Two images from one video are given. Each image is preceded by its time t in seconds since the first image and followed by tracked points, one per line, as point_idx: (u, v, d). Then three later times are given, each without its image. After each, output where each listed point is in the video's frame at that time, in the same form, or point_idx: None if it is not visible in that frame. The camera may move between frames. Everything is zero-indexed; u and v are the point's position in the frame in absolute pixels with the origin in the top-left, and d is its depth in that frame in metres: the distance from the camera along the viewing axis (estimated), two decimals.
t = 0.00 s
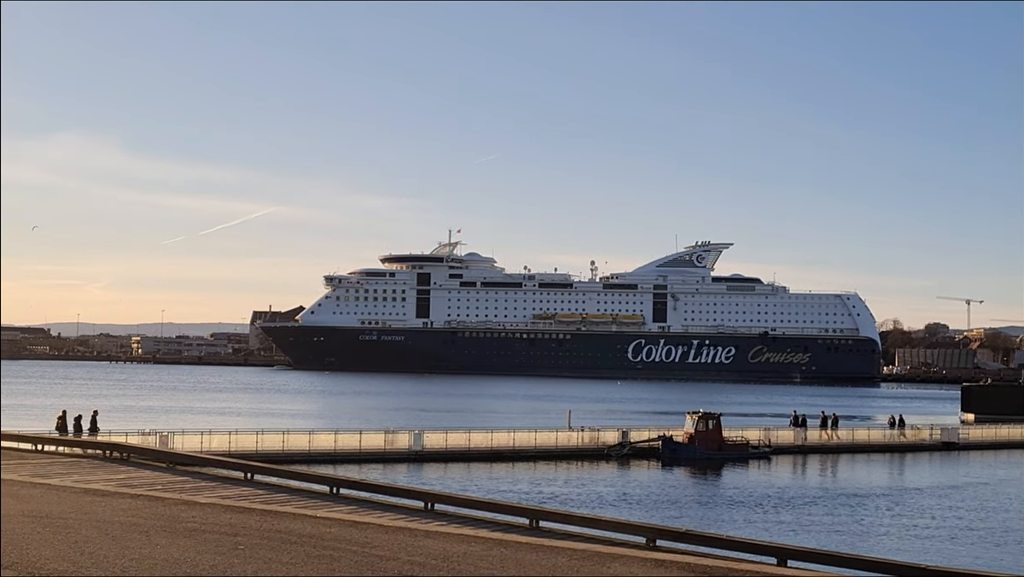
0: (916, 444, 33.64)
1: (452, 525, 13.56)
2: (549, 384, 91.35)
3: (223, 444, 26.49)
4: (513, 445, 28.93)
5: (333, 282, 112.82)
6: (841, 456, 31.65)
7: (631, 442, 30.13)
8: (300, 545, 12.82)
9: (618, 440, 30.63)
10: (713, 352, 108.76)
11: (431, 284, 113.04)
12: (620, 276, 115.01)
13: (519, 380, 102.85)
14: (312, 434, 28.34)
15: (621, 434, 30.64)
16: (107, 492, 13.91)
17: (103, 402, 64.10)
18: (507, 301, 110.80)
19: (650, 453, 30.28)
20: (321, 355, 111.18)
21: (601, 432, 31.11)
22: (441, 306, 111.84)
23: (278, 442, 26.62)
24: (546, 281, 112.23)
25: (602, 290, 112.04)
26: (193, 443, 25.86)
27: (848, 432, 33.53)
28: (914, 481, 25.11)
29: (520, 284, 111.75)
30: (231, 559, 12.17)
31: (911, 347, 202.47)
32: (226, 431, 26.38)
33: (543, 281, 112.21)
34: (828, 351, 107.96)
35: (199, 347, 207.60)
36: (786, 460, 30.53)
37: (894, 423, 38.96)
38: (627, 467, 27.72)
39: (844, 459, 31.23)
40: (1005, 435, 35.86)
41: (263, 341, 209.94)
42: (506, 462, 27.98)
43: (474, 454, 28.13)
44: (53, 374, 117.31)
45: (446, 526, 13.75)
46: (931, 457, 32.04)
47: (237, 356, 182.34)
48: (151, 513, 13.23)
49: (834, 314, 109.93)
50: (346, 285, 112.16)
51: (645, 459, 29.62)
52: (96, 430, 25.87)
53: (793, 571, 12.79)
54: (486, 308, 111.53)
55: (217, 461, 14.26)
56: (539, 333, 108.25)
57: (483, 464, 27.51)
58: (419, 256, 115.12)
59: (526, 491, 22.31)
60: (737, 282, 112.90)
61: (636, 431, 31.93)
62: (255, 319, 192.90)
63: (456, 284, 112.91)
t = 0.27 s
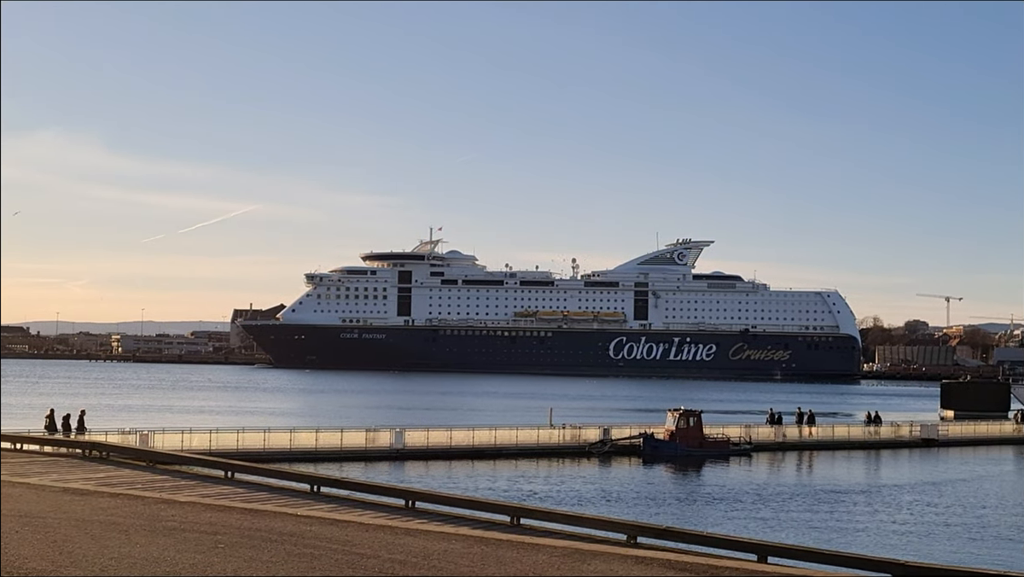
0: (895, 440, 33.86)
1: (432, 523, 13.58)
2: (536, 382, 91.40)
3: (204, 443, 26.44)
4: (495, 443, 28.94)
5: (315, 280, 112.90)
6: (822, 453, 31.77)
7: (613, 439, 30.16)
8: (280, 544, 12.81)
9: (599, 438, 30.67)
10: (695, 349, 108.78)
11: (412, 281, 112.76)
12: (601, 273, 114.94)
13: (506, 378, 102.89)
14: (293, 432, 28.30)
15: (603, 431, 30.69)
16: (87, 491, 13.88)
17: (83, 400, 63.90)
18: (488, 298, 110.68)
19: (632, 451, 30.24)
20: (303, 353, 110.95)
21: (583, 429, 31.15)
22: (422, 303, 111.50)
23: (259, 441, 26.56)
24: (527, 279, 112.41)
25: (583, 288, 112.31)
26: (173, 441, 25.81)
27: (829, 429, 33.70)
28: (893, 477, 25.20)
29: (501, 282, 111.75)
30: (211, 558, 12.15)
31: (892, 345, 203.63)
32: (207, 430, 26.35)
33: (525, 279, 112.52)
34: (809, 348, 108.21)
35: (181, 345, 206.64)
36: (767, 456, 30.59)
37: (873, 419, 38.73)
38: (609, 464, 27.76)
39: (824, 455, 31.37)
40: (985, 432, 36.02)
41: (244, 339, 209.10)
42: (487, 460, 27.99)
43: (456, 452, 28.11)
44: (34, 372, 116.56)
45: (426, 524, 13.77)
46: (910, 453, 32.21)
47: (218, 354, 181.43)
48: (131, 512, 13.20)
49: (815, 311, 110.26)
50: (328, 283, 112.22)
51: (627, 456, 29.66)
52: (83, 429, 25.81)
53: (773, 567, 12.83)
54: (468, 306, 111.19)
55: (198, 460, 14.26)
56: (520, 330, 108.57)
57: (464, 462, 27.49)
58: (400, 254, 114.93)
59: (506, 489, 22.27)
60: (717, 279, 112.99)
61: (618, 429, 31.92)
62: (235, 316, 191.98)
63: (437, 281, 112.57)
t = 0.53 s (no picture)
0: (873, 437, 33.99)
1: (413, 521, 13.60)
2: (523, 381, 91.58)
3: (183, 440, 26.42)
4: (476, 441, 28.94)
5: (295, 279, 112.76)
6: (802, 450, 31.93)
7: (593, 437, 30.22)
8: (260, 542, 12.78)
9: (579, 435, 30.72)
10: (675, 347, 109.29)
11: (393, 279, 112.88)
12: (582, 271, 116.06)
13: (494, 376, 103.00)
14: (274, 430, 28.25)
15: (583, 429, 30.73)
16: (66, 490, 13.86)
17: (67, 398, 63.96)
18: (468, 297, 110.78)
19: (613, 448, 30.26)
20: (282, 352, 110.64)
21: (563, 427, 31.18)
22: (403, 301, 111.46)
23: (239, 438, 26.54)
24: (508, 277, 112.76)
25: (564, 286, 112.72)
26: (153, 439, 25.74)
27: (810, 426, 33.77)
28: (872, 474, 25.30)
29: (482, 280, 112.01)
30: (189, 557, 12.12)
31: (873, 344, 205.05)
32: (187, 429, 26.33)
33: (505, 277, 112.74)
34: (790, 346, 108.29)
35: (162, 344, 205.41)
36: (747, 454, 30.67)
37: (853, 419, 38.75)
38: (590, 462, 27.74)
39: (804, 452, 31.53)
40: (965, 429, 36.14)
41: (225, 338, 208.19)
42: (467, 458, 27.99)
43: (436, 451, 28.11)
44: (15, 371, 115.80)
45: (407, 521, 13.76)
46: (889, 450, 32.38)
47: (198, 353, 180.51)
48: (109, 510, 13.18)
49: (795, 309, 111.14)
50: (308, 281, 112.32)
51: (608, 453, 29.72)
52: (72, 427, 25.83)
53: (753, 565, 12.85)
54: (448, 305, 111.04)
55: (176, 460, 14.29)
56: (501, 328, 108.28)
57: (445, 460, 27.49)
58: (381, 252, 115.10)
59: (486, 487, 22.20)
60: (699, 277, 113.89)
61: (598, 426, 32.00)
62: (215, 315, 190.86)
63: (417, 280, 112.74)
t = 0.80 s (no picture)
0: (852, 435, 34.14)
1: (392, 519, 13.62)
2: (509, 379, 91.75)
3: (165, 439, 26.40)
4: (458, 440, 28.95)
5: (276, 277, 112.23)
6: (784, 448, 32.03)
7: (575, 436, 30.26)
8: (239, 540, 12.78)
9: (560, 434, 30.78)
10: (656, 346, 109.45)
11: (375, 277, 112.86)
12: (563, 270, 116.02)
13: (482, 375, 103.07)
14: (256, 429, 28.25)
15: (564, 428, 30.78)
16: (44, 489, 13.82)
17: (47, 396, 63.90)
18: (450, 295, 111.20)
19: (594, 447, 30.33)
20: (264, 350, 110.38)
21: (544, 426, 31.22)
22: (385, 300, 111.41)
23: (220, 437, 26.51)
24: (490, 275, 112.68)
25: (546, 284, 112.92)
26: (133, 438, 25.65)
27: (792, 424, 33.79)
28: (852, 473, 25.40)
29: (463, 278, 112.09)
30: (169, 556, 12.10)
31: (854, 342, 205.94)
32: (168, 428, 26.28)
33: (488, 275, 112.65)
34: (771, 344, 108.52)
35: (142, 341, 204.38)
36: (728, 452, 30.69)
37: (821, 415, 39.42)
38: (571, 460, 27.77)
39: (786, 451, 31.63)
40: (945, 428, 36.27)
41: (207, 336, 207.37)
42: (449, 457, 28.01)
43: (418, 450, 28.12)
44: None
45: (386, 519, 13.78)
46: (870, 449, 32.54)
47: (179, 350, 179.73)
48: (87, 510, 13.15)
49: (776, 308, 111.32)
50: (290, 279, 111.77)
51: (589, 452, 29.77)
52: (59, 426, 25.92)
53: (732, 563, 12.89)
54: (429, 303, 111.54)
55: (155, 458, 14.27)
56: (483, 327, 108.62)
57: (428, 459, 27.50)
58: (363, 250, 115.09)
59: (465, 485, 22.15)
60: (680, 276, 114.23)
61: (580, 425, 32.03)
62: (196, 312, 190.18)
63: (399, 278, 112.81)
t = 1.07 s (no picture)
0: (833, 433, 34.21)
1: (373, 517, 13.64)
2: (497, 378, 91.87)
3: (146, 437, 26.34)
4: (441, 438, 28.95)
5: (259, 274, 111.89)
6: (766, 447, 32.10)
7: (556, 434, 30.29)
8: (219, 539, 12.77)
9: (543, 433, 30.81)
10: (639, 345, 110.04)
11: (357, 275, 112.77)
12: (547, 269, 116.10)
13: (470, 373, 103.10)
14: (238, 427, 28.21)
15: (546, 426, 30.82)
16: (23, 487, 13.81)
17: (26, 394, 63.76)
18: (433, 294, 111.14)
19: (575, 445, 30.40)
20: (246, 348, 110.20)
21: (526, 424, 31.24)
22: (367, 298, 111.38)
23: (202, 436, 26.48)
24: (473, 274, 112.55)
25: (529, 283, 113.06)
26: (114, 436, 25.58)
27: (773, 423, 33.89)
28: (832, 471, 25.45)
29: (446, 277, 112.01)
30: (149, 553, 12.10)
31: (837, 343, 206.75)
32: (149, 426, 26.23)
33: (470, 274, 112.59)
34: (752, 344, 109.23)
35: (124, 339, 203.41)
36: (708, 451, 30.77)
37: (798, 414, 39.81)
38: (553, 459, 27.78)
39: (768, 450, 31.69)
40: (926, 427, 36.26)
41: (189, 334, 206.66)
42: (431, 455, 28.01)
43: (400, 448, 28.11)
44: None
45: (367, 517, 13.80)
46: (850, 448, 32.64)
47: (161, 348, 178.93)
48: (66, 508, 13.13)
49: (757, 307, 111.32)
50: (272, 276, 111.33)
51: (571, 450, 29.82)
52: (48, 422, 26.06)
53: (712, 562, 12.91)
54: (412, 301, 111.53)
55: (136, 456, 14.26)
56: (467, 326, 108.87)
57: (409, 457, 27.49)
58: (346, 248, 114.84)
59: (445, 483, 22.12)
60: (663, 275, 114.49)
61: (563, 424, 32.09)
62: (178, 310, 189.54)
63: (382, 276, 112.91)
